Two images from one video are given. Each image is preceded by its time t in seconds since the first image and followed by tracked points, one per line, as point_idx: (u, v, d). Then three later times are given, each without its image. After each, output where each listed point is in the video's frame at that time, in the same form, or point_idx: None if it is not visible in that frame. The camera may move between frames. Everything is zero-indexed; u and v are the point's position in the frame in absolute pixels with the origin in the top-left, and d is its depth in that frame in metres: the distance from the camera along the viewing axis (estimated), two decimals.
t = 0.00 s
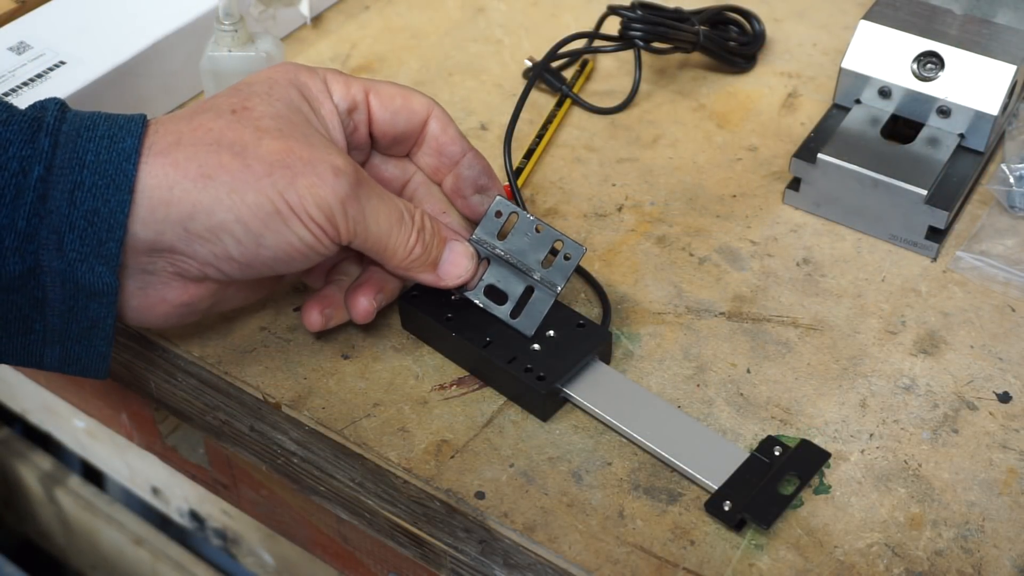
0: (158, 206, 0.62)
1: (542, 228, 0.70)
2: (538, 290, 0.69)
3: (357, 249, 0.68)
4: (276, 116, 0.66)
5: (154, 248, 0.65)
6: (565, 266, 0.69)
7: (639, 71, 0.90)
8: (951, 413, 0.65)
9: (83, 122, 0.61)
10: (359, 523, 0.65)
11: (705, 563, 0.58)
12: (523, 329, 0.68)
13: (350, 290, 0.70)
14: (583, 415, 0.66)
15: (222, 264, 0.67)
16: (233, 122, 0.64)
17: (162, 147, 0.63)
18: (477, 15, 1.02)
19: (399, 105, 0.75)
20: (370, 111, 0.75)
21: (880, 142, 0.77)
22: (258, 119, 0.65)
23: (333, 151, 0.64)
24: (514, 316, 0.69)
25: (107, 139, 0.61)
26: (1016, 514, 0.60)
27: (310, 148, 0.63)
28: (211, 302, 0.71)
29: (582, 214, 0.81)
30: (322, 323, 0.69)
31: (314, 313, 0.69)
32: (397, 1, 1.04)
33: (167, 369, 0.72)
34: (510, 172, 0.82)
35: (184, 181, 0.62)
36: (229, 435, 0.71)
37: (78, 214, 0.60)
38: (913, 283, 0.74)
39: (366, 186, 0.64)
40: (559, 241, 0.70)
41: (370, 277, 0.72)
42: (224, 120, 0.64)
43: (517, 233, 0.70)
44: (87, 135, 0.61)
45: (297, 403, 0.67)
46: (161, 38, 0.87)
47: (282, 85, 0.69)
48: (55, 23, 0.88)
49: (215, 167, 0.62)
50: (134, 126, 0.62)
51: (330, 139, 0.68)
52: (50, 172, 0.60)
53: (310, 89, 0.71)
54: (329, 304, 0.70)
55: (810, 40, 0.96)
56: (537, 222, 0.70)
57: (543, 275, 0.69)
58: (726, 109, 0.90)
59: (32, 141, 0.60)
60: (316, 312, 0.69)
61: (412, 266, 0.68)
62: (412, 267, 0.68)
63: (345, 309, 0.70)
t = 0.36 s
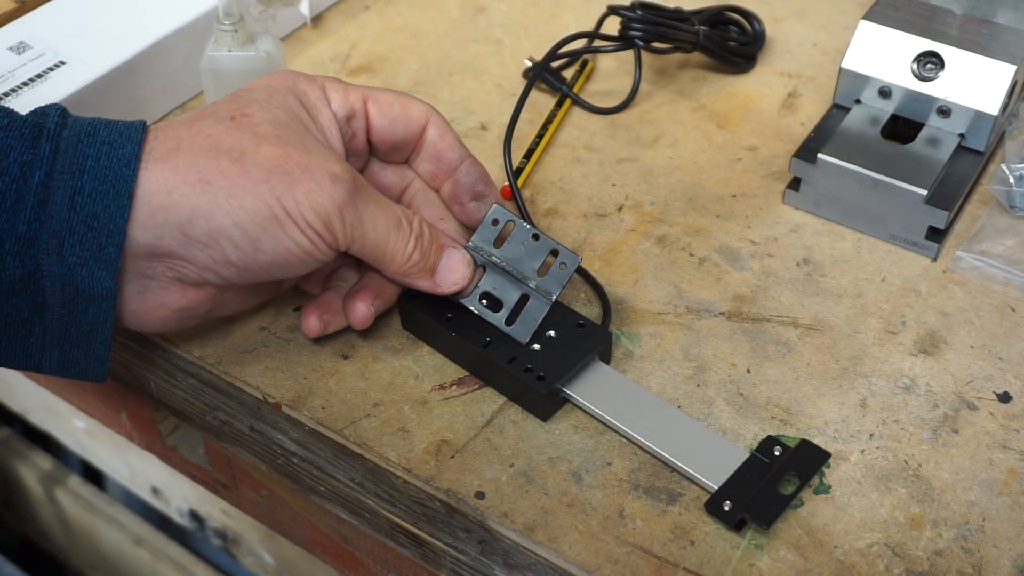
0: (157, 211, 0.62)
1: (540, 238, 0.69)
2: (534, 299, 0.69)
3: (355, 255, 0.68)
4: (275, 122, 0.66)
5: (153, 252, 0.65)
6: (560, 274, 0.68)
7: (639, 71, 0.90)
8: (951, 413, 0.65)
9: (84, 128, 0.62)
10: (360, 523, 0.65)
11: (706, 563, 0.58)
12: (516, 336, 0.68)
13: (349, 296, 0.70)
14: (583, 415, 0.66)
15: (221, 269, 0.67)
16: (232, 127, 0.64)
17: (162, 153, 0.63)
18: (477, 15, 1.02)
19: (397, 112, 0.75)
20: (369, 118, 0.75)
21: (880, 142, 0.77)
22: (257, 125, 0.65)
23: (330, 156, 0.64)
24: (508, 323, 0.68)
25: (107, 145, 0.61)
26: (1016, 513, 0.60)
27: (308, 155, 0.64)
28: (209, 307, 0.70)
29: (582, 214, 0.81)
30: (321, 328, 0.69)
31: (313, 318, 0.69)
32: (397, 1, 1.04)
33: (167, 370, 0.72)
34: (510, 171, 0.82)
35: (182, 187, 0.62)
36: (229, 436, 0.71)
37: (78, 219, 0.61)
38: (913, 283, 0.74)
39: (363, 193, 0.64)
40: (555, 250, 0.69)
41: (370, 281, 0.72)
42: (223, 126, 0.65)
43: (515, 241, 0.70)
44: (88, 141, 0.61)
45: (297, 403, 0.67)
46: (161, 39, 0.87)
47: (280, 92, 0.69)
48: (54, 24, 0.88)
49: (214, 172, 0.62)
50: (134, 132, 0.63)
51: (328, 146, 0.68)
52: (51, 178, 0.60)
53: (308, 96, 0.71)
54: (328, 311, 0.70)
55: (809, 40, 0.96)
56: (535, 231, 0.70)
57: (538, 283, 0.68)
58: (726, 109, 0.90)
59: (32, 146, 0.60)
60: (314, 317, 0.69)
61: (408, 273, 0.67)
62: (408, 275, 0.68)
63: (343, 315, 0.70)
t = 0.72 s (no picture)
0: (157, 210, 0.62)
1: (540, 240, 0.70)
2: (534, 300, 0.69)
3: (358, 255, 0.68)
4: (276, 122, 0.66)
5: (154, 251, 0.65)
6: (562, 278, 0.69)
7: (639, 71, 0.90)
8: (951, 413, 0.65)
9: (85, 127, 0.62)
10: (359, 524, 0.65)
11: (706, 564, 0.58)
12: (514, 339, 0.67)
13: (353, 297, 0.70)
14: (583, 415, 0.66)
15: (221, 267, 0.67)
16: (232, 127, 0.65)
17: (162, 152, 0.63)
18: (477, 15, 1.02)
19: (398, 114, 0.74)
20: (370, 120, 0.74)
21: (881, 142, 0.77)
22: (257, 124, 0.65)
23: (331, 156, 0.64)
24: (508, 325, 0.69)
25: (108, 144, 0.61)
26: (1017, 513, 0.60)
27: (308, 154, 0.64)
28: (210, 305, 0.71)
29: (582, 214, 0.81)
30: (327, 331, 0.69)
31: (319, 322, 0.69)
32: (396, 1, 1.04)
33: (167, 369, 0.72)
34: (510, 171, 0.82)
35: (182, 185, 0.62)
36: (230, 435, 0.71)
37: (78, 217, 0.61)
38: (913, 283, 0.74)
39: (364, 193, 0.64)
40: (556, 254, 0.70)
41: (374, 280, 0.72)
42: (224, 125, 0.65)
43: (516, 243, 0.71)
44: (88, 140, 0.61)
45: (297, 404, 0.67)
46: (161, 39, 0.87)
47: (282, 93, 0.69)
48: (54, 23, 0.88)
49: (213, 171, 0.62)
50: (135, 130, 0.63)
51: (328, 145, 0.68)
52: (51, 176, 0.60)
53: (309, 97, 0.71)
54: (334, 313, 0.70)
55: (810, 40, 0.96)
56: (536, 234, 0.70)
57: (539, 285, 0.69)
58: (726, 109, 0.90)
59: (33, 145, 0.60)
60: (320, 321, 0.69)
61: (410, 273, 0.67)
62: (411, 275, 0.67)
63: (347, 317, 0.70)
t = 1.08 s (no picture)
0: (153, 211, 0.63)
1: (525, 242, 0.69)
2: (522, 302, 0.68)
3: (359, 249, 0.68)
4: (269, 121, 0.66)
5: (151, 252, 0.66)
6: (549, 282, 0.68)
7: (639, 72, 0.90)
8: (951, 413, 0.65)
9: (80, 129, 0.62)
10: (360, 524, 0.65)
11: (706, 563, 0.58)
12: (499, 341, 0.67)
13: (342, 295, 0.70)
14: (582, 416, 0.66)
15: (218, 265, 0.67)
16: (225, 126, 0.64)
17: (157, 153, 0.64)
18: (477, 15, 1.02)
19: (384, 119, 0.74)
20: (358, 122, 0.74)
21: (880, 142, 0.77)
22: (249, 123, 0.65)
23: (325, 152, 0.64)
24: (491, 328, 0.68)
25: (103, 146, 0.62)
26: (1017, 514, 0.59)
27: (300, 151, 0.64)
28: (207, 306, 0.71)
29: (582, 214, 0.81)
30: (319, 328, 0.70)
31: (310, 319, 0.69)
32: (397, 1, 1.04)
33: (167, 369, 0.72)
34: (511, 171, 0.82)
35: (175, 184, 0.62)
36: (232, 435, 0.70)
37: (73, 219, 0.61)
38: (913, 283, 0.74)
39: (357, 186, 0.64)
40: (545, 258, 0.69)
41: (364, 278, 0.72)
42: (216, 125, 0.65)
43: (504, 246, 0.70)
44: (84, 142, 0.61)
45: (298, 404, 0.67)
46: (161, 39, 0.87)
47: (272, 93, 0.70)
48: (54, 24, 0.88)
49: (207, 170, 0.62)
50: (129, 133, 0.63)
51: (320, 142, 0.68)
52: (47, 178, 0.60)
53: (298, 96, 0.71)
54: (325, 311, 0.71)
55: (810, 40, 0.96)
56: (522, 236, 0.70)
57: (525, 289, 0.68)
58: (726, 109, 0.90)
59: (30, 147, 0.60)
60: (312, 318, 0.70)
61: (411, 265, 0.67)
62: (413, 266, 0.67)
63: (337, 315, 0.70)
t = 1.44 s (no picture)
0: (165, 210, 0.63)
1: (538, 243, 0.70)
2: (532, 301, 0.69)
3: (373, 247, 0.68)
4: (280, 122, 0.66)
5: (163, 253, 0.65)
6: (561, 282, 0.69)
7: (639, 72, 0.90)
8: (951, 413, 0.65)
9: (92, 132, 0.62)
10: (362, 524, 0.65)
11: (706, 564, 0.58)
12: (511, 341, 0.67)
13: (353, 297, 0.70)
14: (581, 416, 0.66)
15: (230, 265, 0.67)
16: (238, 127, 0.64)
17: (169, 153, 0.63)
18: (477, 15, 1.02)
19: (394, 122, 0.74)
20: (370, 124, 0.74)
21: (881, 142, 0.77)
22: (262, 124, 0.65)
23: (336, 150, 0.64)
24: (506, 329, 0.68)
25: (116, 147, 0.62)
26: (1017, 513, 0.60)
27: (314, 148, 0.64)
28: (221, 309, 0.71)
29: (582, 214, 0.81)
30: (330, 329, 0.69)
31: (321, 321, 0.69)
32: (396, 1, 1.04)
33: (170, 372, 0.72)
34: (511, 171, 0.82)
35: (190, 184, 0.62)
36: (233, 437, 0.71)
37: (87, 220, 0.61)
38: (913, 283, 0.74)
39: (374, 184, 0.64)
40: (555, 258, 0.70)
41: (374, 280, 0.72)
42: (230, 125, 0.65)
43: (516, 246, 0.71)
44: (96, 144, 0.61)
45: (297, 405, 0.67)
46: (162, 40, 0.87)
47: (284, 96, 0.69)
48: (55, 24, 0.88)
49: (221, 169, 0.62)
50: (142, 135, 0.63)
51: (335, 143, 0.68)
52: (59, 179, 0.60)
53: (310, 99, 0.71)
54: (336, 312, 0.70)
55: (809, 40, 0.96)
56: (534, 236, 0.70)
57: (537, 289, 0.69)
58: (726, 109, 0.90)
59: (42, 149, 0.60)
60: (325, 320, 0.69)
61: (425, 265, 0.67)
62: (427, 266, 0.67)
63: (349, 317, 0.70)
